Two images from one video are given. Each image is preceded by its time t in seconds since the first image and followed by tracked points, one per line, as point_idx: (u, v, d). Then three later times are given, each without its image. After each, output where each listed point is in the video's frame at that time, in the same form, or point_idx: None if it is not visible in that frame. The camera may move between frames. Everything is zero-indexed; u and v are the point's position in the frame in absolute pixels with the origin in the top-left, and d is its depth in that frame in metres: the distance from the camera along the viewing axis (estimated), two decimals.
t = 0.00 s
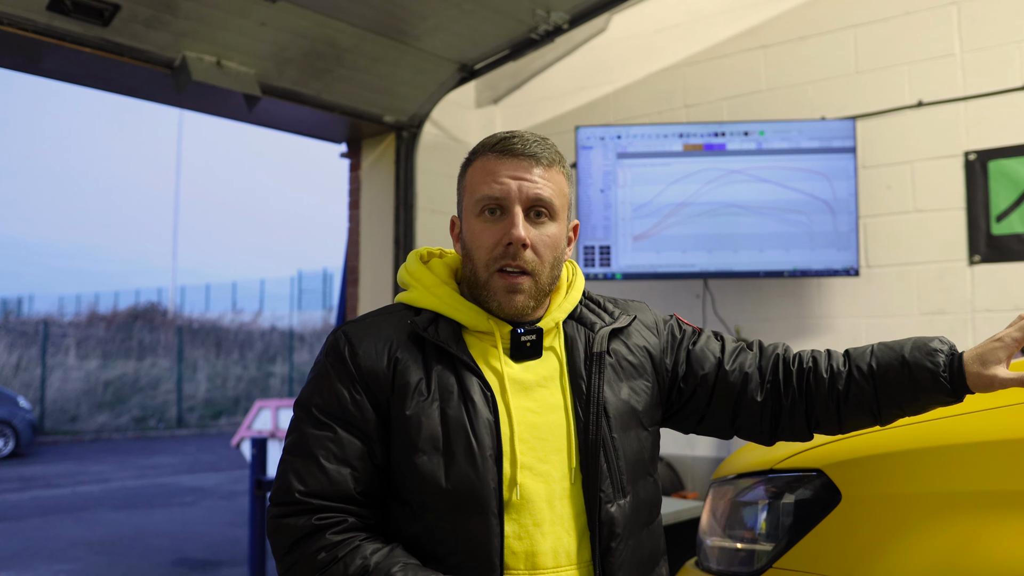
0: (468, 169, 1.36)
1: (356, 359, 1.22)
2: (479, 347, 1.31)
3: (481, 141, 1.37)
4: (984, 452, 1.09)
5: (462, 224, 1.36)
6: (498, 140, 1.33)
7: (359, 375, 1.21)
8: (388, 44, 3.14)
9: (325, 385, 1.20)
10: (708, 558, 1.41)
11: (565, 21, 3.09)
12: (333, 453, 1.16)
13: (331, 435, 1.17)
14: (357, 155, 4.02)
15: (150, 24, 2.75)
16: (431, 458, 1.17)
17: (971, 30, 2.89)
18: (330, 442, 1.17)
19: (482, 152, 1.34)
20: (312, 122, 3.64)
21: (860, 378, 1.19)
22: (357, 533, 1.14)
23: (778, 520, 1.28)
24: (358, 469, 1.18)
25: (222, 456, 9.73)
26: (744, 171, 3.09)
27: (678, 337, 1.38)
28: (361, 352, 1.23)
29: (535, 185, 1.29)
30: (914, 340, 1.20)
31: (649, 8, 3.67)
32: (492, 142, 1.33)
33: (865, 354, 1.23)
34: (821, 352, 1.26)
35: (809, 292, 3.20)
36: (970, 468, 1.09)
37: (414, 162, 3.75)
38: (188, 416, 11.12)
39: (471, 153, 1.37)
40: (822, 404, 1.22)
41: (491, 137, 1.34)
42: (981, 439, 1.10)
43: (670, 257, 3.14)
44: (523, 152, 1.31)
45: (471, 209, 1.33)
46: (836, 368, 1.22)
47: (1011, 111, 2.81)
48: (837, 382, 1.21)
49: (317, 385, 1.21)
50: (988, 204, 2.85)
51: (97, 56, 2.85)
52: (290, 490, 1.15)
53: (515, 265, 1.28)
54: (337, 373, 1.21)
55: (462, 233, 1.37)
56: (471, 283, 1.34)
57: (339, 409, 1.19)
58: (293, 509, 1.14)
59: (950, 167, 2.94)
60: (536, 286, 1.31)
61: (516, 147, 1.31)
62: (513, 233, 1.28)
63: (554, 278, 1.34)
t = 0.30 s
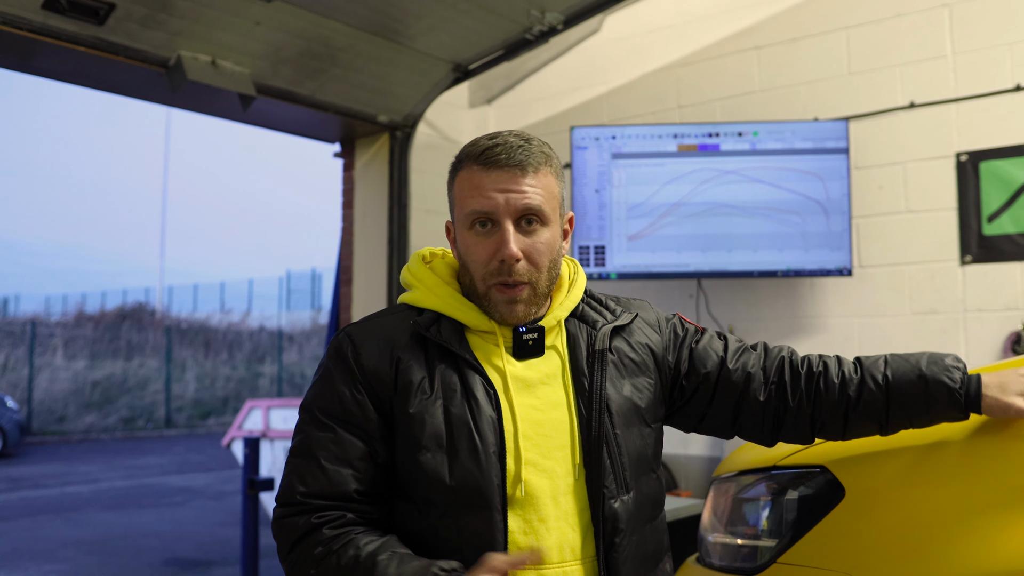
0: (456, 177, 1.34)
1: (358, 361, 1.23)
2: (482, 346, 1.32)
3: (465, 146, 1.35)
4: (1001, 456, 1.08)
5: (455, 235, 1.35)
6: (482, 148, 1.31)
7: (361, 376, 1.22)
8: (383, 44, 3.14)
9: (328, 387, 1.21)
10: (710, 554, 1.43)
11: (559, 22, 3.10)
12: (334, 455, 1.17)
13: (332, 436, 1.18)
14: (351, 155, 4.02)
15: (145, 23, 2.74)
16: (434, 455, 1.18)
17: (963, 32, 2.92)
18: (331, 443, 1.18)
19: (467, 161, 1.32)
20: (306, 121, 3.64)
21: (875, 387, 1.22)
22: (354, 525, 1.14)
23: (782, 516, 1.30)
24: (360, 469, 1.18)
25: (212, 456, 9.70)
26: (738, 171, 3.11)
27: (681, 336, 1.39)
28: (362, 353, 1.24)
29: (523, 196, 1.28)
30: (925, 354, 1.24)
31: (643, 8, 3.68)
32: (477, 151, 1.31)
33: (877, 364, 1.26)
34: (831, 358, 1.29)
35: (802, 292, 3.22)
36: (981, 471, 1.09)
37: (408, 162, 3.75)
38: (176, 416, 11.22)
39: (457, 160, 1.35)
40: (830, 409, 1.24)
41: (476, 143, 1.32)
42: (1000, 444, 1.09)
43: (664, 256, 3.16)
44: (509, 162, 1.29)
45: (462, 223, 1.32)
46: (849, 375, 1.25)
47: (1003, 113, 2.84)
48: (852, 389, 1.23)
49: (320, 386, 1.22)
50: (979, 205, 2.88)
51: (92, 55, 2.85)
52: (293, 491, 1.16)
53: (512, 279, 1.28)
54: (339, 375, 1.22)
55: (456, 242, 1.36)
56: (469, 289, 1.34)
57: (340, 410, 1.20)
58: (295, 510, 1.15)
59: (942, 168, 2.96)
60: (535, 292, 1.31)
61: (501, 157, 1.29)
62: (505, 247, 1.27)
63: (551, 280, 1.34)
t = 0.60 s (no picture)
0: (455, 172, 1.37)
1: (362, 360, 1.24)
2: (490, 342, 1.33)
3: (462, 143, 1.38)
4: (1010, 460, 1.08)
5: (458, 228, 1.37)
6: (478, 139, 1.34)
7: (365, 376, 1.23)
8: (381, 42, 3.14)
9: (332, 386, 1.23)
10: (717, 550, 1.44)
11: (557, 21, 3.10)
12: (333, 455, 1.19)
13: (332, 436, 1.20)
14: (348, 154, 4.02)
15: (144, 20, 2.74)
16: (441, 454, 1.19)
17: (958, 34, 2.94)
18: (330, 444, 1.20)
19: (465, 153, 1.35)
20: (302, 120, 3.63)
21: (883, 401, 1.19)
22: (334, 523, 1.16)
23: (790, 512, 1.31)
24: (361, 470, 1.20)
25: (204, 456, 9.69)
26: (736, 171, 3.12)
27: (696, 335, 1.40)
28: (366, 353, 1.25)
29: (519, 178, 1.30)
30: (939, 370, 1.21)
31: (640, 9, 3.70)
32: (473, 142, 1.34)
33: (889, 377, 1.24)
34: (843, 370, 1.27)
35: (799, 291, 3.24)
36: (990, 475, 1.09)
37: (405, 161, 3.76)
38: (169, 416, 11.04)
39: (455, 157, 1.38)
40: (837, 418, 1.23)
41: (472, 136, 1.35)
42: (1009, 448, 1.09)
43: (662, 255, 3.17)
44: (504, 148, 1.31)
45: (462, 212, 1.33)
46: (860, 388, 1.23)
47: (998, 114, 2.86)
48: (859, 400, 1.21)
49: (324, 386, 1.24)
50: (974, 205, 2.90)
51: (90, 53, 2.84)
52: (293, 491, 1.18)
53: (514, 263, 1.29)
54: (344, 374, 1.23)
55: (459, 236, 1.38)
56: (474, 284, 1.35)
57: (342, 411, 1.21)
58: (294, 509, 1.18)
59: (937, 169, 2.98)
60: (539, 279, 1.31)
61: (496, 143, 1.31)
62: (504, 229, 1.29)
63: (557, 269, 1.35)
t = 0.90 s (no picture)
0: (467, 177, 1.37)
1: (370, 373, 1.24)
2: (501, 351, 1.33)
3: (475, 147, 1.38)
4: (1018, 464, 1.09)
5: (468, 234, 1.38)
6: (491, 145, 1.34)
7: (373, 388, 1.23)
8: (379, 44, 3.14)
9: (341, 398, 1.23)
10: (724, 553, 1.45)
11: (555, 23, 3.11)
12: (343, 467, 1.19)
13: (342, 449, 1.20)
14: (344, 155, 4.01)
15: (142, 21, 2.73)
16: (450, 466, 1.19)
17: (954, 37, 2.95)
18: (340, 457, 1.20)
19: (478, 158, 1.35)
20: (299, 121, 3.63)
21: (897, 404, 1.22)
22: (345, 531, 1.17)
23: (799, 516, 1.32)
24: (369, 483, 1.20)
25: (195, 457, 9.65)
26: (734, 173, 3.13)
27: (707, 338, 1.41)
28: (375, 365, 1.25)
29: (532, 187, 1.30)
30: (952, 375, 1.25)
31: (636, 11, 3.71)
32: (486, 148, 1.34)
33: (902, 381, 1.27)
34: (856, 372, 1.30)
35: (796, 293, 3.25)
36: (1000, 479, 1.09)
37: (401, 163, 3.75)
38: (159, 416, 11.22)
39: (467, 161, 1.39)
40: (850, 420, 1.26)
41: (484, 141, 1.35)
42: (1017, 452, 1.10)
43: (661, 258, 3.18)
44: (517, 156, 1.31)
45: (473, 220, 1.34)
46: (873, 391, 1.26)
47: (994, 117, 2.87)
48: (873, 403, 1.24)
49: (334, 398, 1.24)
50: (970, 207, 2.91)
51: (87, 54, 2.83)
52: (302, 503, 1.19)
53: (525, 273, 1.30)
54: (352, 387, 1.23)
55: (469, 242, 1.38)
56: (484, 291, 1.36)
57: (352, 423, 1.22)
58: (304, 521, 1.18)
59: (934, 171, 2.99)
60: (550, 289, 1.32)
61: (509, 152, 1.31)
62: (517, 239, 1.29)
63: (568, 277, 1.36)
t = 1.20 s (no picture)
0: (479, 178, 1.37)
1: (376, 373, 1.24)
2: (506, 353, 1.33)
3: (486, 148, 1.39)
4: None
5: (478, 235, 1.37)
6: (504, 145, 1.34)
7: (380, 388, 1.23)
8: (374, 44, 3.13)
9: (346, 398, 1.23)
10: (724, 556, 1.44)
11: (551, 24, 3.10)
12: (349, 469, 1.19)
13: (347, 450, 1.20)
14: (338, 155, 4.00)
15: (136, 20, 2.71)
16: (456, 468, 1.19)
17: (949, 39, 2.96)
18: (345, 458, 1.19)
19: (490, 159, 1.35)
20: (293, 121, 3.62)
21: (901, 408, 1.23)
22: (350, 531, 1.16)
23: (801, 519, 1.32)
24: (373, 484, 1.19)
25: (186, 457, 9.62)
26: (730, 174, 3.14)
27: (710, 342, 1.42)
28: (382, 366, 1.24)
29: (546, 187, 1.30)
30: (957, 380, 1.25)
31: (632, 11, 3.71)
32: (499, 148, 1.34)
33: (906, 386, 1.28)
34: (859, 377, 1.31)
35: (791, 295, 3.25)
36: (1005, 484, 1.09)
37: (396, 163, 3.75)
38: (150, 416, 11.16)
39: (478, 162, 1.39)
40: (852, 421, 1.26)
41: (497, 142, 1.36)
42: None
43: (656, 258, 3.18)
44: (531, 156, 1.32)
45: (486, 219, 1.34)
46: (877, 395, 1.26)
47: (989, 119, 2.88)
48: (878, 407, 1.25)
49: (339, 398, 1.23)
50: (965, 209, 2.92)
51: (81, 53, 2.81)
52: (306, 504, 1.18)
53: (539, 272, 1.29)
54: (358, 387, 1.23)
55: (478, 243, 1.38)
56: (493, 292, 1.35)
57: (358, 424, 1.21)
58: (308, 522, 1.18)
59: (929, 173, 3.00)
60: (562, 289, 1.32)
61: (524, 151, 1.32)
62: (531, 238, 1.29)
63: (579, 278, 1.36)
